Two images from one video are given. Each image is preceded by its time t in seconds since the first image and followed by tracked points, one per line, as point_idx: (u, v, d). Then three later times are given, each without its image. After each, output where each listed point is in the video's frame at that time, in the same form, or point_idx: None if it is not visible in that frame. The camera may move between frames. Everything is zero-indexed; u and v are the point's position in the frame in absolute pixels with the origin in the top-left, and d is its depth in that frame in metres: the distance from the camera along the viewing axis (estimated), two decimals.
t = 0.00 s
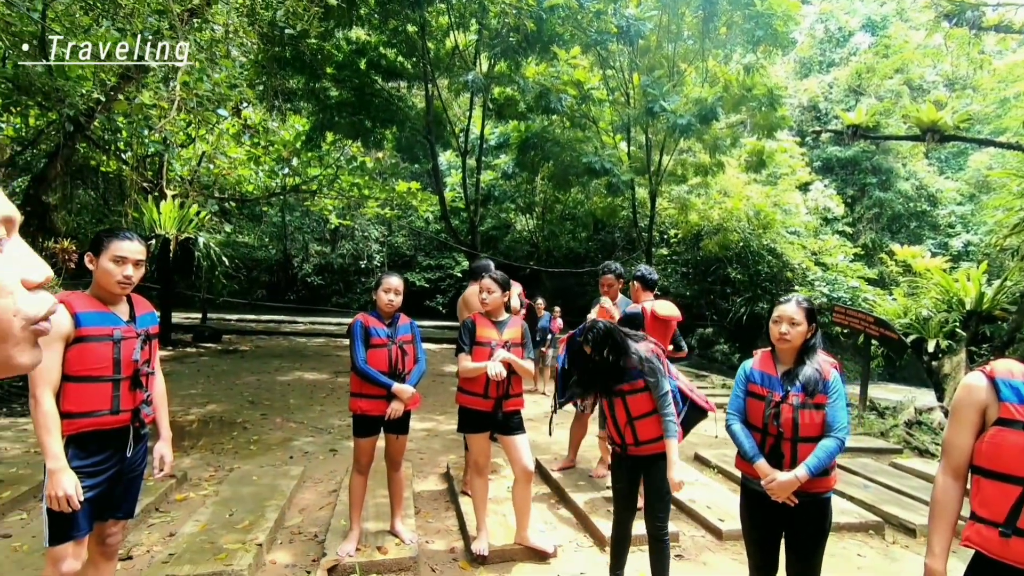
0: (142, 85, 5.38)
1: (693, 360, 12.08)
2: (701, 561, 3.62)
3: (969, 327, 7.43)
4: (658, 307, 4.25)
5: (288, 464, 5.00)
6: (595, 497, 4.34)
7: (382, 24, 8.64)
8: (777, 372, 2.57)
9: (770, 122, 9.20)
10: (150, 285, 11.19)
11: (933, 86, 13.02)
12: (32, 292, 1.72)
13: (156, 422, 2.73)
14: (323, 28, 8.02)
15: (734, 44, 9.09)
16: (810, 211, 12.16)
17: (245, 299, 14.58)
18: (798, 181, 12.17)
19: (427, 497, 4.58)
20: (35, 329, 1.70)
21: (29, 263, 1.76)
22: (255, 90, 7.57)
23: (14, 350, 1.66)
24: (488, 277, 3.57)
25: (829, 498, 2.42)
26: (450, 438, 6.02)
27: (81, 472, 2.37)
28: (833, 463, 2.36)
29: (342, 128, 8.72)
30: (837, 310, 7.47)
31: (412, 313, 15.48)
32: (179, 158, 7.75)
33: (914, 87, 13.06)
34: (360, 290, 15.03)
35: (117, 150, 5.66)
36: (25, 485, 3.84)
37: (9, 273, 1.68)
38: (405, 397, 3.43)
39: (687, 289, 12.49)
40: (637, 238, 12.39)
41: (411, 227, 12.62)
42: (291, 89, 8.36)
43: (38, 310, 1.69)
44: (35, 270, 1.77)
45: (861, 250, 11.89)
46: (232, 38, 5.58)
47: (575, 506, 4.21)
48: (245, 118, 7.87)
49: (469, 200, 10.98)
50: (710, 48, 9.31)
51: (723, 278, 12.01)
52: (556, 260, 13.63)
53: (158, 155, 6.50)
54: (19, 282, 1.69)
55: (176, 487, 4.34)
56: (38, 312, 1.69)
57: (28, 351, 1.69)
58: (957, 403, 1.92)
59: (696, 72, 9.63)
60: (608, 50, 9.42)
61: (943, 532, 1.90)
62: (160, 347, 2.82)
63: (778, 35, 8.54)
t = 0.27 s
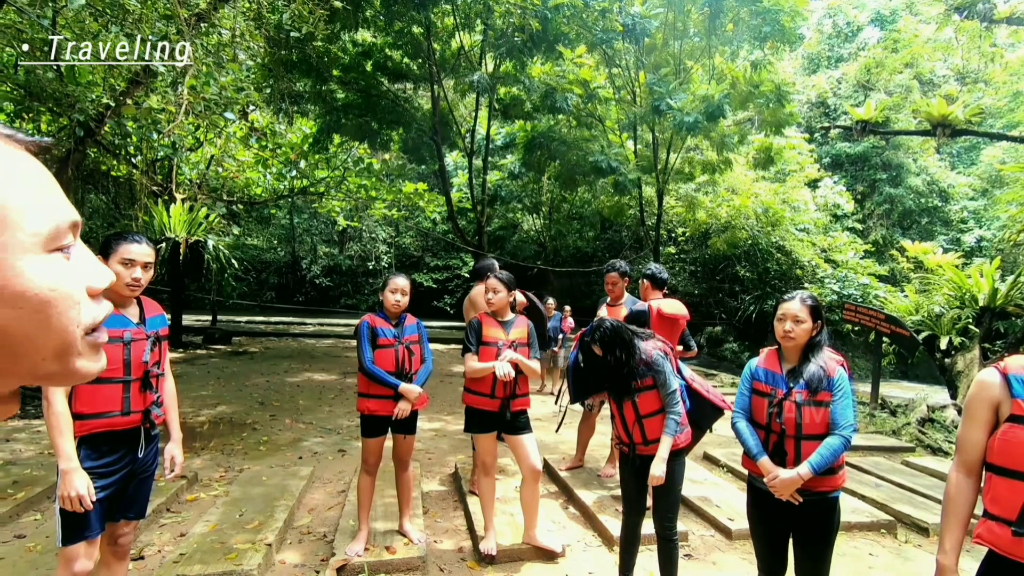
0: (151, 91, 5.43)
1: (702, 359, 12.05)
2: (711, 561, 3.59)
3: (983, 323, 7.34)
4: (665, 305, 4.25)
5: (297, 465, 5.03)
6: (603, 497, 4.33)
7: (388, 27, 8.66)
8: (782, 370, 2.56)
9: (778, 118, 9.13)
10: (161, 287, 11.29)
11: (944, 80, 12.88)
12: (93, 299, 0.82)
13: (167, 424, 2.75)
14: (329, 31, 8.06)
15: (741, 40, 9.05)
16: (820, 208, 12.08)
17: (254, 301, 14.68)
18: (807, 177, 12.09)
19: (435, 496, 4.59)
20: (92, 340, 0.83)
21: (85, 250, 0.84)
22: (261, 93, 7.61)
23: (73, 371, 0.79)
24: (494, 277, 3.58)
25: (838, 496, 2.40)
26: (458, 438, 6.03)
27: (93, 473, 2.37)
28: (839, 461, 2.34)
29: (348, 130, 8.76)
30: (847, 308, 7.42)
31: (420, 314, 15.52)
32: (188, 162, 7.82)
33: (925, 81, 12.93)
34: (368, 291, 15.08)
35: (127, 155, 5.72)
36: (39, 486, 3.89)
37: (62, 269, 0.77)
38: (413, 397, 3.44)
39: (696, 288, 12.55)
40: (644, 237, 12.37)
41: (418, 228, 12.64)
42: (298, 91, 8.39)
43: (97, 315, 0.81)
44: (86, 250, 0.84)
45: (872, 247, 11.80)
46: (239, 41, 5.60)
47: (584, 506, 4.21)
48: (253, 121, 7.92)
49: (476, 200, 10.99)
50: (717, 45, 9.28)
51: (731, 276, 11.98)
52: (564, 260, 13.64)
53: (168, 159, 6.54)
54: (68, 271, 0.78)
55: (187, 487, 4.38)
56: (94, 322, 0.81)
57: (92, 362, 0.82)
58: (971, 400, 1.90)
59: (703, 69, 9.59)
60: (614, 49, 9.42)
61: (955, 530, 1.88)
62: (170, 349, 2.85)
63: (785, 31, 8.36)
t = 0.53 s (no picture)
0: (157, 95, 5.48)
1: (709, 358, 12.02)
2: (718, 561, 3.59)
3: (993, 320, 7.28)
4: (670, 303, 4.25)
5: (304, 465, 5.05)
6: (610, 496, 4.33)
7: (392, 28, 8.70)
8: (785, 369, 2.56)
9: (784, 115, 9.09)
10: (169, 290, 11.37)
11: (953, 75, 12.78)
12: (139, 309, 0.78)
13: (176, 425, 2.78)
14: (334, 34, 8.11)
15: (746, 37, 9.03)
16: (827, 205, 12.02)
17: (261, 303, 14.76)
18: (814, 174, 12.03)
19: (442, 497, 4.60)
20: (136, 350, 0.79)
21: (132, 263, 0.80)
22: (267, 96, 7.65)
23: (114, 378, 0.75)
24: (498, 277, 3.58)
25: (842, 495, 2.39)
26: (465, 438, 6.04)
27: (103, 474, 2.41)
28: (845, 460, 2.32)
29: (353, 132, 8.79)
30: (855, 306, 7.39)
31: (426, 315, 15.55)
32: (196, 165, 7.88)
33: (933, 76, 12.83)
34: (374, 292, 15.13)
35: (134, 160, 5.77)
36: (50, 487, 3.93)
37: (112, 278, 0.75)
38: (418, 398, 3.45)
39: (702, 286, 12.51)
40: (650, 236, 12.35)
41: (424, 229, 12.67)
42: (303, 94, 8.41)
43: (145, 324, 0.78)
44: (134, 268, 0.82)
45: (880, 244, 11.72)
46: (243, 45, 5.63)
47: (590, 505, 4.21)
48: (258, 124, 7.96)
49: (481, 200, 10.98)
50: (722, 43, 9.26)
51: (738, 275, 11.94)
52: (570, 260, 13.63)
53: (175, 163, 6.58)
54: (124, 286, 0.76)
55: (195, 488, 4.41)
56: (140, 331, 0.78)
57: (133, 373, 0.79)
58: (980, 397, 1.89)
59: (708, 66, 9.56)
60: (618, 48, 9.42)
61: (965, 529, 1.87)
62: (178, 352, 2.88)
63: (791, 27, 8.40)
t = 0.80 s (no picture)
0: (166, 97, 5.54)
1: (717, 356, 11.99)
2: (726, 560, 3.58)
3: (1005, 318, 7.22)
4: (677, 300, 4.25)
5: (312, 464, 5.08)
6: (617, 496, 4.33)
7: (398, 28, 8.73)
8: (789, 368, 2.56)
9: (791, 112, 9.04)
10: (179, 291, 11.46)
11: (964, 69, 12.64)
12: (156, 313, 0.77)
13: (185, 424, 2.80)
14: (340, 34, 8.16)
15: (754, 34, 9.00)
16: (836, 202, 11.94)
17: (270, 303, 14.84)
18: (822, 171, 11.95)
19: (449, 496, 4.62)
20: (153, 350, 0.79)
21: (152, 267, 0.79)
22: (274, 97, 7.69)
23: (135, 374, 0.75)
24: (506, 276, 3.59)
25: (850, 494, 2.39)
26: (472, 437, 6.05)
27: (114, 473, 2.44)
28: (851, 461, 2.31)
29: (360, 132, 8.82)
30: (864, 303, 7.35)
31: (434, 314, 15.58)
32: (205, 167, 7.92)
33: (943, 71, 12.71)
34: (382, 292, 15.18)
35: (145, 162, 5.83)
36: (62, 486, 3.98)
37: (134, 282, 0.74)
38: (425, 397, 3.46)
39: (710, 284, 12.48)
40: (657, 234, 12.32)
41: (431, 228, 12.70)
42: (310, 94, 8.45)
43: (164, 325, 0.77)
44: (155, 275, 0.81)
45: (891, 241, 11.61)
46: (251, 46, 5.67)
47: (597, 504, 4.21)
48: (265, 125, 8.01)
49: (487, 199, 10.99)
50: (728, 39, 9.22)
51: (746, 272, 11.90)
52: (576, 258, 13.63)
53: (184, 164, 6.63)
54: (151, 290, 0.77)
55: (205, 487, 4.45)
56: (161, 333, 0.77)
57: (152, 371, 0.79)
58: (990, 396, 1.88)
59: (715, 63, 9.54)
60: (624, 45, 9.40)
61: (977, 529, 1.86)
62: (187, 352, 2.90)
63: (798, 23, 8.37)
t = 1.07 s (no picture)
0: (178, 95, 5.59)
1: (730, 351, 11.92)
2: (738, 556, 3.57)
3: None
4: (689, 294, 4.24)
5: (325, 459, 5.12)
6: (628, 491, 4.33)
7: (407, 24, 8.74)
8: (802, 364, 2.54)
9: (805, 104, 8.93)
10: (194, 287, 11.59)
11: (983, 58, 12.41)
12: (158, 319, 0.79)
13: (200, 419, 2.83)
14: (350, 31, 8.18)
15: (766, 25, 8.90)
16: (850, 195, 11.79)
17: (282, 299, 14.95)
18: (837, 164, 11.80)
19: (461, 490, 4.64)
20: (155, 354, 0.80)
21: (162, 275, 0.81)
22: (285, 94, 7.73)
23: (133, 376, 0.75)
24: (518, 272, 3.59)
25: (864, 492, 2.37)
26: (483, 433, 6.08)
27: (131, 467, 2.48)
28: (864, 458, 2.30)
29: (370, 129, 8.84)
30: (880, 297, 7.27)
31: (445, 309, 15.62)
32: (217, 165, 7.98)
33: (962, 60, 12.49)
34: (393, 288, 15.24)
35: (158, 160, 5.90)
36: (82, 479, 4.06)
37: (142, 287, 0.76)
38: (435, 393, 3.48)
39: (722, 279, 12.41)
40: (668, 228, 12.26)
41: (442, 224, 12.73)
42: (320, 91, 8.47)
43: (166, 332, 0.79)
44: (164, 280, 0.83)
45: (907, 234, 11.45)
46: (261, 44, 5.69)
47: (608, 499, 4.22)
48: (276, 123, 8.05)
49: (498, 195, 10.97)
50: (741, 31, 9.13)
51: (759, 267, 11.82)
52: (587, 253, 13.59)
53: (197, 162, 6.69)
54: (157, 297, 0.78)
55: (220, 481, 4.51)
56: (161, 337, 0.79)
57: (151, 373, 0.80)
58: (1008, 392, 1.85)
59: (727, 55, 9.46)
60: (635, 38, 9.34)
61: (995, 527, 1.84)
62: (201, 348, 2.93)
63: (812, 13, 8.27)
